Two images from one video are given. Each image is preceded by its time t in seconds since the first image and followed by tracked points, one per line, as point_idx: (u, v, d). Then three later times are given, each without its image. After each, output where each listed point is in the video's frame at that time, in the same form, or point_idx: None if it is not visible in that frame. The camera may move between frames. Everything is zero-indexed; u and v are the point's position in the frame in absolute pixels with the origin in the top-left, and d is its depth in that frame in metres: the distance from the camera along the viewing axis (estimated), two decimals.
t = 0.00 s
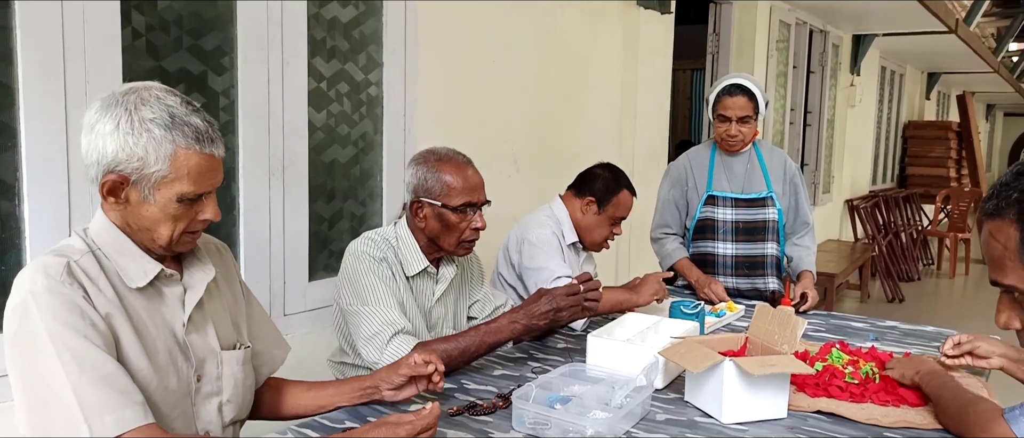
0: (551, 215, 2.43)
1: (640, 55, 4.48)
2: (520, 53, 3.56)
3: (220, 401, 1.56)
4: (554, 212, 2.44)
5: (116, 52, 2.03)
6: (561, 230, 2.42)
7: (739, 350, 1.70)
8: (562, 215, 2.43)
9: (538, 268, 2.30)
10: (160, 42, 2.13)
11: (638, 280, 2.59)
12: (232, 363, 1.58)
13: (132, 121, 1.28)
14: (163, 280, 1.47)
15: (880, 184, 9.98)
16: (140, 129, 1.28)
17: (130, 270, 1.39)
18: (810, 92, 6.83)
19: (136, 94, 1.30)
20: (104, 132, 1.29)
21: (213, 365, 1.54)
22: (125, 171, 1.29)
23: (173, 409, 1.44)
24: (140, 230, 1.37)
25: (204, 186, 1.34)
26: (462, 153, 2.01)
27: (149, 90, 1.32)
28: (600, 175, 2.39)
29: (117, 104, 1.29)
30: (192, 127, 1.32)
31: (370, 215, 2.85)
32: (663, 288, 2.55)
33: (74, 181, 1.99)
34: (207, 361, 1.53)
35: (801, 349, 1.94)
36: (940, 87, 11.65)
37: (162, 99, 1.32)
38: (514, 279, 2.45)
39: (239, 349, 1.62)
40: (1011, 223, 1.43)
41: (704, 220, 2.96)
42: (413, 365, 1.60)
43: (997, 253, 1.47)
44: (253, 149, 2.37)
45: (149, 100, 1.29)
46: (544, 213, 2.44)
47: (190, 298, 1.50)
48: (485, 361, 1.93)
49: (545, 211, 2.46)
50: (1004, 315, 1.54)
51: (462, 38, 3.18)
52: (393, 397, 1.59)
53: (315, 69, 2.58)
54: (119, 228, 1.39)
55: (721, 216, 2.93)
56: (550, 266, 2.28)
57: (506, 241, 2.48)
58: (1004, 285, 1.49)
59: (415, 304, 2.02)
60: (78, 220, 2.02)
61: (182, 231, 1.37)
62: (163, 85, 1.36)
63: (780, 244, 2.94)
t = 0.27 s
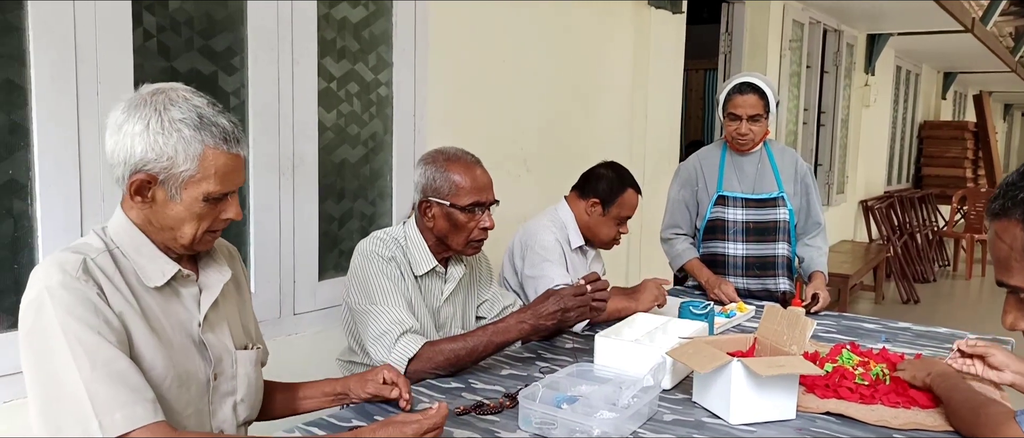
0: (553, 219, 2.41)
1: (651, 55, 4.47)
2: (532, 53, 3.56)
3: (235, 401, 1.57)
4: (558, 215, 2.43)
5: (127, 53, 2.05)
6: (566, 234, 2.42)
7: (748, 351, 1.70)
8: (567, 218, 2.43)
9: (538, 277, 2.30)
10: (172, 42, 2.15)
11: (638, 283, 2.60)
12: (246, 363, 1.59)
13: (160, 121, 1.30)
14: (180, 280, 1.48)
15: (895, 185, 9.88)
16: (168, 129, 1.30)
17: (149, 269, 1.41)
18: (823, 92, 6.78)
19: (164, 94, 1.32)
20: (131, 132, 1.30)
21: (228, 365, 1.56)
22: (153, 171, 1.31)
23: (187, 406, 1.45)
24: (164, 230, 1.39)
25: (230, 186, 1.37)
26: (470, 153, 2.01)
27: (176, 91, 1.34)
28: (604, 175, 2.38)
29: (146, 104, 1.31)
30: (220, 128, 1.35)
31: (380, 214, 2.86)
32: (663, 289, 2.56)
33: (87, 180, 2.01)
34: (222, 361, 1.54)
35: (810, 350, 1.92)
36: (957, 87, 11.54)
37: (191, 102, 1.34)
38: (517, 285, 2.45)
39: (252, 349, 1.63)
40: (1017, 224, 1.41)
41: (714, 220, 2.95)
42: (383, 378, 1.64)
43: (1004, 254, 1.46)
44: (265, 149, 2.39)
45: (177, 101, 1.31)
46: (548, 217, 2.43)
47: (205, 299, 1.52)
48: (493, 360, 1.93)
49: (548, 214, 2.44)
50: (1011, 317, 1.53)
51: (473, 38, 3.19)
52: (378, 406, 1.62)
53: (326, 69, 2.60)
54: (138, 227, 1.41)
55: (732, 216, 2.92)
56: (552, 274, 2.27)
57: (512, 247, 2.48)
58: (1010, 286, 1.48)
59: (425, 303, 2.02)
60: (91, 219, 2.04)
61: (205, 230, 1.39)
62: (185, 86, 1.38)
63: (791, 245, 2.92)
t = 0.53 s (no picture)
0: (565, 222, 2.40)
1: (664, 55, 4.46)
2: (544, 53, 3.56)
3: (244, 398, 1.58)
4: (571, 217, 2.43)
5: (140, 53, 2.07)
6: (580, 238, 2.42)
7: (758, 352, 1.69)
8: (580, 221, 2.43)
9: (547, 279, 2.29)
10: (184, 43, 2.17)
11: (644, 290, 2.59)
12: (256, 360, 1.61)
13: (179, 116, 1.33)
14: (191, 277, 1.50)
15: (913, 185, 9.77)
16: (186, 123, 1.32)
17: (161, 265, 1.43)
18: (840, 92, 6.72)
19: (184, 91, 1.35)
20: (150, 126, 1.32)
21: (238, 362, 1.57)
22: (168, 164, 1.33)
23: (197, 403, 1.46)
24: (176, 225, 1.40)
25: (242, 182, 1.39)
26: (480, 153, 2.01)
27: (195, 89, 1.36)
28: (618, 177, 2.37)
29: (163, 100, 1.34)
30: (235, 125, 1.37)
31: (391, 214, 2.87)
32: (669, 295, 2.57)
33: (100, 179, 2.04)
34: (231, 358, 1.55)
35: (822, 352, 1.91)
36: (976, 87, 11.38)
37: (207, 98, 1.37)
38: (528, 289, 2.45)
39: (262, 347, 1.65)
40: None
41: (726, 220, 2.93)
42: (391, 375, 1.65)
43: (1011, 254, 1.58)
44: (276, 149, 2.41)
45: (196, 98, 1.34)
46: (560, 220, 2.42)
47: (216, 297, 1.53)
48: (502, 360, 1.94)
49: (560, 217, 2.44)
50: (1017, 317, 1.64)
51: (486, 38, 3.19)
52: (387, 403, 1.63)
53: (337, 69, 2.61)
54: (151, 224, 1.43)
55: (744, 217, 2.90)
56: (560, 278, 2.26)
57: (523, 250, 2.48)
58: (1017, 286, 1.59)
59: (434, 303, 2.03)
60: (104, 217, 2.06)
61: (215, 227, 1.41)
62: (203, 85, 1.41)
63: (804, 245, 2.90)
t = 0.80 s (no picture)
0: (576, 225, 2.41)
1: (677, 56, 4.45)
2: (556, 55, 3.56)
3: (254, 398, 1.59)
4: (582, 220, 2.43)
5: (154, 56, 2.09)
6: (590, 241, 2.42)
7: (767, 354, 1.68)
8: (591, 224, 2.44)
9: (555, 280, 2.29)
10: (198, 46, 2.19)
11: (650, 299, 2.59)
12: (266, 361, 1.62)
13: (201, 115, 1.35)
14: (205, 278, 1.52)
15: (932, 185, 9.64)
16: (208, 122, 1.35)
17: (175, 264, 1.45)
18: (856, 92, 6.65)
19: (204, 91, 1.37)
20: (172, 125, 1.35)
21: (248, 363, 1.58)
22: (189, 162, 1.35)
23: (208, 402, 1.48)
24: (194, 223, 1.42)
25: (261, 181, 1.41)
26: (490, 154, 2.02)
27: (216, 90, 1.39)
28: (627, 179, 2.37)
29: (186, 100, 1.36)
30: (255, 124, 1.40)
31: (402, 215, 2.89)
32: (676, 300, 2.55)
33: (115, 180, 2.06)
34: (242, 358, 1.57)
35: (834, 354, 1.90)
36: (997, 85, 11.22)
37: (228, 98, 1.39)
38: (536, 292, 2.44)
39: (273, 348, 1.66)
40: None
41: (739, 222, 2.92)
42: (392, 389, 1.64)
43: (1015, 258, 1.70)
44: (289, 150, 2.43)
45: (217, 97, 1.37)
46: (570, 223, 2.43)
47: (228, 297, 1.55)
48: (511, 361, 1.94)
49: (571, 220, 2.44)
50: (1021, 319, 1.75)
51: (498, 40, 3.20)
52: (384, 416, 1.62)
53: (349, 71, 2.63)
54: (167, 223, 1.45)
55: (756, 219, 2.89)
56: (569, 279, 2.26)
57: (534, 251, 2.49)
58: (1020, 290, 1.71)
59: (444, 304, 2.04)
60: (119, 218, 2.09)
61: (233, 225, 1.43)
62: (221, 87, 1.44)
63: (817, 247, 2.88)
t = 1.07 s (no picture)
0: (583, 226, 2.41)
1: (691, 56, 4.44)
2: (569, 54, 3.56)
3: (265, 396, 1.60)
4: (589, 222, 2.43)
5: (167, 56, 2.11)
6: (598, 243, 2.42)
7: (777, 354, 1.67)
8: (598, 225, 2.43)
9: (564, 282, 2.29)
10: (210, 46, 2.21)
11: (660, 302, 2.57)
12: (277, 359, 1.63)
13: (222, 115, 1.37)
14: (218, 276, 1.53)
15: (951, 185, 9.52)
16: (230, 121, 1.37)
17: (189, 262, 1.46)
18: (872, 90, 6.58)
19: (224, 91, 1.39)
20: (193, 124, 1.36)
21: (259, 361, 1.59)
22: (211, 161, 1.36)
23: (218, 399, 1.49)
24: (211, 221, 1.44)
25: (280, 180, 1.43)
26: (499, 153, 2.02)
27: (235, 90, 1.41)
28: (632, 178, 2.36)
29: (207, 100, 1.38)
30: (275, 124, 1.42)
31: (413, 214, 2.89)
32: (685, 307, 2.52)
33: (128, 179, 2.09)
34: (253, 356, 1.58)
35: (845, 355, 1.88)
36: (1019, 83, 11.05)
37: (247, 98, 1.41)
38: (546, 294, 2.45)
39: (284, 346, 1.67)
40: None
41: (751, 222, 2.90)
42: (398, 383, 1.64)
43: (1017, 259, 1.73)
44: (301, 150, 2.44)
45: (237, 97, 1.38)
46: (578, 225, 2.43)
47: (241, 295, 1.56)
48: (520, 360, 1.94)
49: (578, 221, 2.44)
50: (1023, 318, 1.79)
51: (510, 39, 3.21)
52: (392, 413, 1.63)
53: (360, 71, 2.64)
54: (182, 222, 1.46)
55: (768, 218, 2.86)
56: (578, 280, 2.26)
57: (542, 255, 2.49)
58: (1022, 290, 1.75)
59: (453, 303, 2.04)
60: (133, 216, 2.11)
61: (250, 224, 1.44)
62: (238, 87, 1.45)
63: (830, 246, 2.87)
